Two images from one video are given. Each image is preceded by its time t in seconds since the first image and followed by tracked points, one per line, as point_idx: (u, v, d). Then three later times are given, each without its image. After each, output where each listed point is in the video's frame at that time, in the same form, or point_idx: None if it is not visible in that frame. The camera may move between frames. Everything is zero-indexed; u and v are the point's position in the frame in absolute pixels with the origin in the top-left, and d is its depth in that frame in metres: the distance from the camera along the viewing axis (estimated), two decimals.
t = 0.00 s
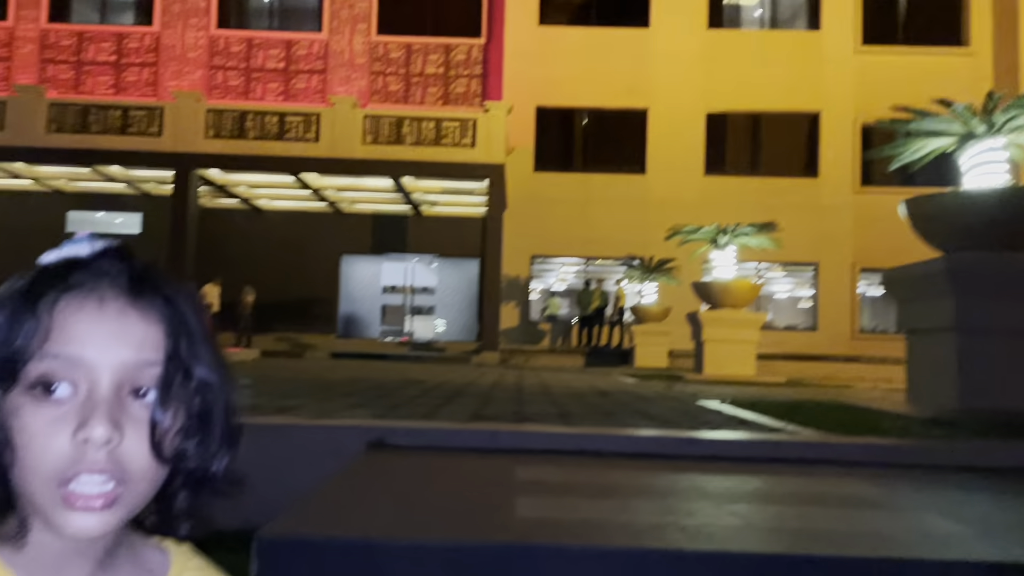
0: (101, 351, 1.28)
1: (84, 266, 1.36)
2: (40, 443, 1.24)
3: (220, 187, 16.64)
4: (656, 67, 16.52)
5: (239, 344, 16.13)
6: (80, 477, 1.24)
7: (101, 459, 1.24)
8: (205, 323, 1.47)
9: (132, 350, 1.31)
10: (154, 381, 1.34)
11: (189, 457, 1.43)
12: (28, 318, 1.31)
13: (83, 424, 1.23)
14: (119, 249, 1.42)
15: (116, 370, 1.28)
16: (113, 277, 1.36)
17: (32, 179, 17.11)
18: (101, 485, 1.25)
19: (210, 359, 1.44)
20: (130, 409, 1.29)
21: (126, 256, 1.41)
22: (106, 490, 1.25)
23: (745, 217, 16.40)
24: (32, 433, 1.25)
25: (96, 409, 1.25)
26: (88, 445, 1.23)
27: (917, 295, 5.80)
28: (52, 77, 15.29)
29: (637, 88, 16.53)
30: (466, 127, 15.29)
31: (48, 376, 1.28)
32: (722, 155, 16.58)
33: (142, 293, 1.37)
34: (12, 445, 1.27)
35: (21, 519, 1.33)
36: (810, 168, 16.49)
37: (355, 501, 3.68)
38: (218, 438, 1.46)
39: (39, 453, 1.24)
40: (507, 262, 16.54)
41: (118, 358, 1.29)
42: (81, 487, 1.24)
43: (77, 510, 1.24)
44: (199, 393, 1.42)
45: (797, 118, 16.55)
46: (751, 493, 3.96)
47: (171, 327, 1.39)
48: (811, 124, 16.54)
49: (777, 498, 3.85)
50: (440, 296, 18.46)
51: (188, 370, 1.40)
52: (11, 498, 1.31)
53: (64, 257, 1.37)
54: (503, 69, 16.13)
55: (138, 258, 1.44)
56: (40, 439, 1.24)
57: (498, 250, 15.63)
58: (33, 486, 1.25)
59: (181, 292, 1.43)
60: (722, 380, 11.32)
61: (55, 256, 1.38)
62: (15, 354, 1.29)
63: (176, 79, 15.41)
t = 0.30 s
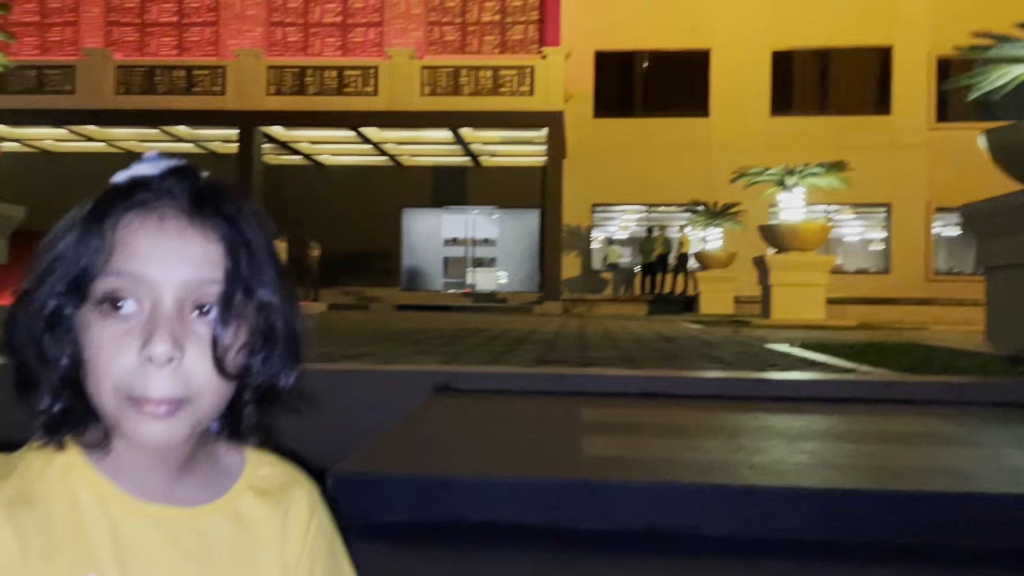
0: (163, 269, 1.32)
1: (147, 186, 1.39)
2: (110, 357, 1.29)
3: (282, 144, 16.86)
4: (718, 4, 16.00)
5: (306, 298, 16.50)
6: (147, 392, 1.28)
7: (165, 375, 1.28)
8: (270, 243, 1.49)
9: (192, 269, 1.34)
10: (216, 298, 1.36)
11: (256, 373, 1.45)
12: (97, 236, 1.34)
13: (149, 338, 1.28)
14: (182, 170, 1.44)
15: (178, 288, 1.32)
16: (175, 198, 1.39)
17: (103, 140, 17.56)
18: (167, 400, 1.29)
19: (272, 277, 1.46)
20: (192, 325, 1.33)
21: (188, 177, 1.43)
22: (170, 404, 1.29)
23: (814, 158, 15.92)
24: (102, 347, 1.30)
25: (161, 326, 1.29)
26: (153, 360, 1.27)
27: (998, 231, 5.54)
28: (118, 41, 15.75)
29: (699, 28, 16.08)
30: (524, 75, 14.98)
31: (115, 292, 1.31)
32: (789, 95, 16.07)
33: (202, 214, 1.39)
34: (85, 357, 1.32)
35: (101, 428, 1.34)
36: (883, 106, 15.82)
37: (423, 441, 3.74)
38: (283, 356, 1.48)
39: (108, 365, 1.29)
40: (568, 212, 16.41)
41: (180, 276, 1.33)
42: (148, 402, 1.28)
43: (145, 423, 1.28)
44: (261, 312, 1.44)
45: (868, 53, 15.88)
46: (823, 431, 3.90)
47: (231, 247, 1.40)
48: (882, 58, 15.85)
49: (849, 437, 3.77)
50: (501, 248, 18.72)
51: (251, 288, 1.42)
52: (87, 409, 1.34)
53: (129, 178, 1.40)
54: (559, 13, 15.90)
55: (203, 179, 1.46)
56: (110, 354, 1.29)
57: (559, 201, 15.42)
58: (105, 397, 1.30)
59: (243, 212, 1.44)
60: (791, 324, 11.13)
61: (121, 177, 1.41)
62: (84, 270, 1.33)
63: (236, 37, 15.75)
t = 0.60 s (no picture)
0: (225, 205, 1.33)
1: (205, 126, 1.39)
2: (176, 290, 1.30)
3: (338, 111, 17.00)
4: None
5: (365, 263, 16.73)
6: (216, 324, 1.29)
7: (232, 307, 1.29)
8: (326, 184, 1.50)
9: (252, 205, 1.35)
10: (277, 233, 1.37)
11: (312, 311, 1.46)
12: (160, 174, 1.34)
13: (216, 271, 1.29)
14: (235, 112, 1.44)
15: (239, 222, 1.34)
16: (232, 136, 1.39)
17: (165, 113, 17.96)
18: (233, 332, 1.30)
19: (327, 215, 1.46)
20: (256, 260, 1.34)
21: (241, 118, 1.43)
22: (238, 337, 1.30)
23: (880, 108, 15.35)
24: (167, 281, 1.31)
25: (225, 259, 1.31)
26: (220, 292, 1.28)
27: None
28: (177, 13, 16.08)
29: None
30: (576, 32, 14.63)
31: (177, 229, 1.32)
32: (853, 42, 15.45)
33: (259, 152, 1.39)
34: (151, 293, 1.33)
35: (167, 367, 1.36)
36: (952, 51, 15.18)
37: (480, 394, 3.77)
38: (338, 295, 1.50)
39: (174, 300, 1.30)
40: (624, 171, 16.21)
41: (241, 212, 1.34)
42: (215, 335, 1.29)
43: (212, 355, 1.29)
44: (319, 248, 1.44)
45: None
46: (891, 381, 3.79)
47: (287, 183, 1.40)
48: None
49: (917, 386, 3.66)
50: (557, 209, 18.65)
51: (308, 226, 1.43)
52: (154, 346, 1.36)
53: (185, 118, 1.41)
54: None
55: (256, 119, 1.47)
56: (176, 288, 1.30)
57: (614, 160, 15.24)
58: (170, 331, 1.31)
59: (295, 151, 1.44)
60: (855, 278, 10.86)
61: (174, 118, 1.41)
62: (147, 208, 1.33)
63: (290, 5, 15.86)
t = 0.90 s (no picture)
0: (276, 123, 1.36)
1: (253, 57, 1.45)
2: (231, 204, 1.32)
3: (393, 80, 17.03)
4: None
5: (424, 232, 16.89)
6: (270, 234, 1.30)
7: (286, 217, 1.30)
8: (362, 117, 1.54)
9: (301, 122, 1.37)
10: (324, 151, 1.39)
11: (358, 237, 1.50)
12: (213, 100, 1.39)
13: (269, 180, 1.30)
14: (280, 47, 1.49)
15: (289, 138, 1.36)
16: (279, 66, 1.44)
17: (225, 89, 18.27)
18: (288, 240, 1.31)
19: (367, 146, 1.51)
20: (306, 174, 1.35)
21: (286, 52, 1.48)
22: (289, 248, 1.31)
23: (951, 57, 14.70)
24: (222, 198, 1.33)
25: (278, 172, 1.32)
26: (275, 202, 1.29)
27: None
28: None
29: None
30: None
31: (232, 147, 1.35)
32: None
33: (306, 78, 1.43)
34: (207, 210, 1.35)
35: (220, 295, 1.39)
36: None
37: (535, 349, 3.79)
38: (379, 225, 1.53)
39: (229, 214, 1.32)
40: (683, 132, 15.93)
41: (290, 129, 1.36)
42: (269, 246, 1.30)
43: (267, 263, 1.30)
44: (363, 174, 1.48)
45: None
46: (958, 330, 3.66)
47: (335, 110, 1.44)
48: None
49: (985, 334, 3.54)
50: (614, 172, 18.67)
51: (353, 152, 1.47)
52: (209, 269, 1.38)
53: (234, 53, 1.46)
54: None
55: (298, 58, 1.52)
56: (231, 201, 1.32)
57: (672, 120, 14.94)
58: (227, 244, 1.32)
59: (336, 83, 1.49)
60: (925, 233, 10.50)
61: (225, 55, 1.47)
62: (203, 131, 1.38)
63: None
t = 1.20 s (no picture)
0: (309, 71, 1.35)
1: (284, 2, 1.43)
2: (266, 150, 1.32)
3: (437, 61, 17.03)
4: None
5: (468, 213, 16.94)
6: (307, 182, 1.31)
7: (323, 164, 1.31)
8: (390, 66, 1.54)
9: (336, 71, 1.37)
10: (357, 100, 1.39)
11: (385, 188, 1.53)
12: (246, 44, 1.37)
13: (306, 128, 1.31)
14: None
15: (324, 86, 1.36)
16: (311, 12, 1.42)
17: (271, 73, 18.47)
18: (325, 187, 1.31)
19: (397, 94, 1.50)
20: (340, 125, 1.36)
21: None
22: (328, 195, 1.32)
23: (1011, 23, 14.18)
24: (258, 145, 1.33)
25: (314, 120, 1.33)
26: (312, 150, 1.30)
27: None
28: None
29: None
30: None
31: (266, 94, 1.34)
32: None
33: (338, 25, 1.42)
34: (241, 157, 1.34)
35: (250, 241, 1.38)
36: None
37: (580, 318, 3.78)
38: (405, 176, 1.55)
39: (266, 162, 1.32)
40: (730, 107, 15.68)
41: (325, 78, 1.36)
42: (306, 193, 1.31)
43: (304, 210, 1.30)
44: (394, 123, 1.48)
45: None
46: (1015, 297, 3.54)
47: (366, 58, 1.44)
48: None
49: None
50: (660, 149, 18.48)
51: (385, 101, 1.47)
52: (243, 216, 1.38)
53: None
54: None
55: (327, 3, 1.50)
56: (266, 148, 1.32)
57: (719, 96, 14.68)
58: (263, 191, 1.32)
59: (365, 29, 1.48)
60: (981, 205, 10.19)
61: None
62: (235, 76, 1.36)
63: None
